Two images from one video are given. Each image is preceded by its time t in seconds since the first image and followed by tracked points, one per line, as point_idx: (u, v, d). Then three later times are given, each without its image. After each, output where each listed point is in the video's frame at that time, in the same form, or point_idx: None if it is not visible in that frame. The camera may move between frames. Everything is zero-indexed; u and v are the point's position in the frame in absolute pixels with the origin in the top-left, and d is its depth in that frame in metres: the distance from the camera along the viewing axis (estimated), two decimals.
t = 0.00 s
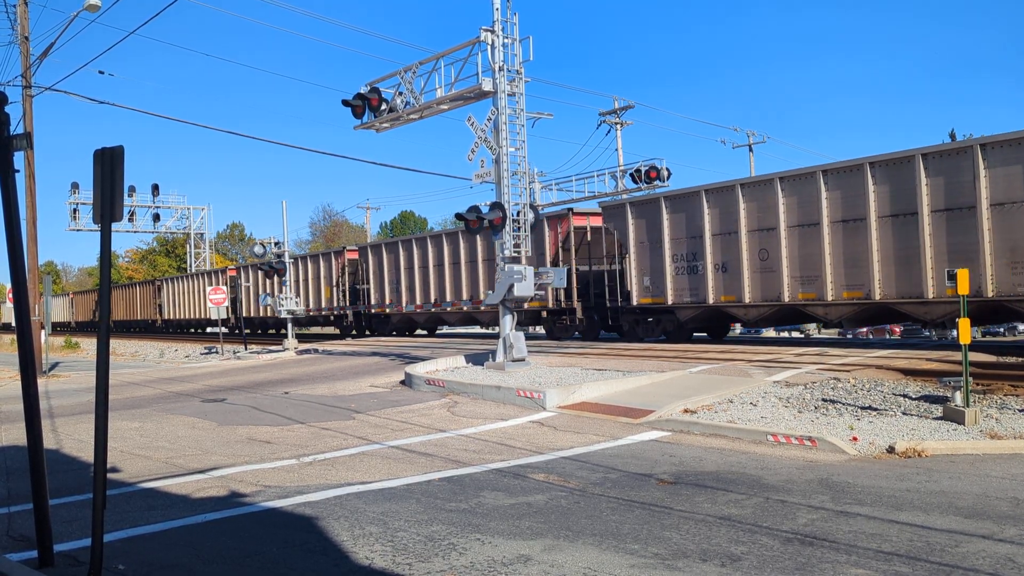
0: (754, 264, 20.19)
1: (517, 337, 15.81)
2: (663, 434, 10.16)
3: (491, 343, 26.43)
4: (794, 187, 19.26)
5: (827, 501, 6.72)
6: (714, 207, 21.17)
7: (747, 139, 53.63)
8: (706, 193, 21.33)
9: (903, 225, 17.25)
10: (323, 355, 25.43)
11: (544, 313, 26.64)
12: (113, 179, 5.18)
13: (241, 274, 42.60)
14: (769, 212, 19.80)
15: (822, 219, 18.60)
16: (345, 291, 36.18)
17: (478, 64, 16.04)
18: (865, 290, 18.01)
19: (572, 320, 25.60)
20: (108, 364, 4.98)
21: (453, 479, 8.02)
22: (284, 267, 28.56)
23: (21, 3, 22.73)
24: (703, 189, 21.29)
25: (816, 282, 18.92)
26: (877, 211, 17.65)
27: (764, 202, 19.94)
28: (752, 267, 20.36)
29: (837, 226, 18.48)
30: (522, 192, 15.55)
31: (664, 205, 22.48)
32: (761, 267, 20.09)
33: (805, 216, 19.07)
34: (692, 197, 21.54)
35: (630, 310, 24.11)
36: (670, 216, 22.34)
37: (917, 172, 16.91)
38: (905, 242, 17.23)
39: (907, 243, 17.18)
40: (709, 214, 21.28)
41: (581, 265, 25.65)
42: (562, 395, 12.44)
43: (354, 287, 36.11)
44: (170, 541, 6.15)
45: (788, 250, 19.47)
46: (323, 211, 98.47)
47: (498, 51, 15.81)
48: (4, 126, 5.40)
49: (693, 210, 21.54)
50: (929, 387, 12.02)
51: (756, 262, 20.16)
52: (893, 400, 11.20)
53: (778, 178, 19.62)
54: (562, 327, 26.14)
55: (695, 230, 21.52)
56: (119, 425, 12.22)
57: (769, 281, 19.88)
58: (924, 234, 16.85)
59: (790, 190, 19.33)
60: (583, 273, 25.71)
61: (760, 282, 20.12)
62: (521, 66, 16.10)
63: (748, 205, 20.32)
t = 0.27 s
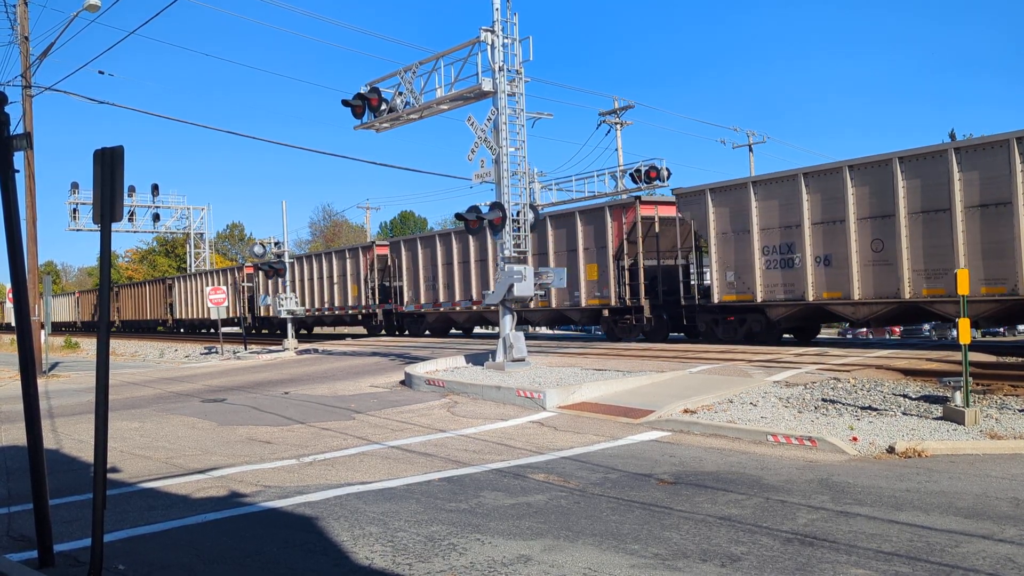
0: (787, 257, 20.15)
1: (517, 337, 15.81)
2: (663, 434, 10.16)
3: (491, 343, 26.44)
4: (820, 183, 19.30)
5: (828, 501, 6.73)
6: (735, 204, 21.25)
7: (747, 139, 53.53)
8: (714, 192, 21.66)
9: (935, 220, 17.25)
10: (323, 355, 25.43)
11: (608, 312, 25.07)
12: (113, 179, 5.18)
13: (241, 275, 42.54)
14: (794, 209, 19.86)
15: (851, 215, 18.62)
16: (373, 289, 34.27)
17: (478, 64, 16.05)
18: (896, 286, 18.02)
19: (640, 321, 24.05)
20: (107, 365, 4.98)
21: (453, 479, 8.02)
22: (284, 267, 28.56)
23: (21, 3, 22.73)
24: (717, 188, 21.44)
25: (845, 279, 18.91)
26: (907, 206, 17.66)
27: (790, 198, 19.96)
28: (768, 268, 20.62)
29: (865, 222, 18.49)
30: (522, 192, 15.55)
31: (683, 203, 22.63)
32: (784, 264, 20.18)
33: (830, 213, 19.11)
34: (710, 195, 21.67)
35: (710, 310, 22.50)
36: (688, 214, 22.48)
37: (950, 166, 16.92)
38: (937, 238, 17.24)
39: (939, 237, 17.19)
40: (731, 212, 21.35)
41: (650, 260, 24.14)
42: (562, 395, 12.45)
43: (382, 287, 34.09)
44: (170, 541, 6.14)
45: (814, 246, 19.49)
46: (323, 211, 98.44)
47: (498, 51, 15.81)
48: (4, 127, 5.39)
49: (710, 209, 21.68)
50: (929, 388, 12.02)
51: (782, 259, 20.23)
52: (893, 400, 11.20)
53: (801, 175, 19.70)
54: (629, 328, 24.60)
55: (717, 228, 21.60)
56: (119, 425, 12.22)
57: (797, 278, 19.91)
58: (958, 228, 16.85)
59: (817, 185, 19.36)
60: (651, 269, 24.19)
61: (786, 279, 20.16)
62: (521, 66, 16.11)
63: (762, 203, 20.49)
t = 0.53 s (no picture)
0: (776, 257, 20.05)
1: (517, 337, 15.80)
2: (663, 434, 10.16)
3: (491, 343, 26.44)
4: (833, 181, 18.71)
5: (827, 501, 6.72)
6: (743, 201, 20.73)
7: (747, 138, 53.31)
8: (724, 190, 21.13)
9: (965, 217, 16.53)
10: (323, 355, 25.41)
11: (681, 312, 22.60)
12: (113, 179, 5.18)
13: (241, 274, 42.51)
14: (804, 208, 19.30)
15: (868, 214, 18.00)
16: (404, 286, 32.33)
17: (479, 64, 16.05)
18: (924, 285, 17.29)
19: (721, 320, 21.43)
20: (107, 365, 4.98)
21: (453, 479, 8.03)
22: (284, 267, 28.56)
23: (21, 4, 22.75)
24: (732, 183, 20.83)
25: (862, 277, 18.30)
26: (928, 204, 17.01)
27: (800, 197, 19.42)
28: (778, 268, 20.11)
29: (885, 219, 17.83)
30: (522, 192, 15.56)
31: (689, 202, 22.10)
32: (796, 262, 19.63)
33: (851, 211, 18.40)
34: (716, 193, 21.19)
35: (805, 308, 19.82)
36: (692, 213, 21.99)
37: (984, 161, 16.14)
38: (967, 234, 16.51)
39: (969, 235, 16.47)
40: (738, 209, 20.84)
41: (731, 253, 22.03)
42: (562, 395, 12.44)
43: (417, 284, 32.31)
44: (169, 541, 6.15)
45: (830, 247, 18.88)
46: (324, 211, 98.43)
47: (498, 51, 15.81)
48: (4, 127, 5.39)
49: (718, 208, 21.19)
50: (929, 388, 12.03)
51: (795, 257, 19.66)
52: (893, 400, 11.21)
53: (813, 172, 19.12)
54: (706, 330, 22.17)
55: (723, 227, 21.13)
56: (120, 425, 12.23)
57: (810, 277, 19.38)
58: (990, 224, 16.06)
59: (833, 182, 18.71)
60: (732, 263, 22.06)
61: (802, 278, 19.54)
62: (521, 66, 16.11)
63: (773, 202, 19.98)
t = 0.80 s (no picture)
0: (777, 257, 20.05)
1: (517, 337, 15.80)
2: (663, 434, 10.16)
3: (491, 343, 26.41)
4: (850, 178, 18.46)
5: (828, 501, 6.72)
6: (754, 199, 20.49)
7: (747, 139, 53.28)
8: (735, 188, 20.83)
9: (989, 214, 16.10)
10: (323, 355, 25.39)
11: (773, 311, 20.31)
12: (113, 179, 5.18)
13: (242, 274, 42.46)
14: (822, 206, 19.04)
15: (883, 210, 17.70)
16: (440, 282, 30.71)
17: (479, 63, 16.04)
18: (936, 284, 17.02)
19: (822, 320, 19.19)
20: (107, 365, 4.97)
21: (453, 479, 8.02)
22: (284, 266, 28.53)
23: (21, 3, 22.73)
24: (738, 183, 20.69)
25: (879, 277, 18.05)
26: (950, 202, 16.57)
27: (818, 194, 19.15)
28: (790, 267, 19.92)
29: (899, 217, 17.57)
30: (522, 192, 15.55)
31: (696, 200, 21.87)
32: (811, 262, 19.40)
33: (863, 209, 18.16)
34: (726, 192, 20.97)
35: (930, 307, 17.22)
36: (701, 212, 21.72)
37: (1005, 157, 15.79)
38: (990, 233, 16.09)
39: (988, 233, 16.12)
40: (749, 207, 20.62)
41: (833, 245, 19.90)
42: (562, 395, 12.44)
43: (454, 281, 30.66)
44: (170, 541, 6.14)
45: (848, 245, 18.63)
46: (324, 211, 98.37)
47: (498, 51, 15.81)
48: (5, 127, 5.38)
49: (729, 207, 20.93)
50: (929, 388, 12.02)
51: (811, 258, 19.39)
52: (893, 400, 11.20)
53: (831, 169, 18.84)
54: (801, 331, 19.85)
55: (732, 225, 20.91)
56: (120, 425, 12.21)
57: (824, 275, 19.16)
58: (1015, 224, 15.66)
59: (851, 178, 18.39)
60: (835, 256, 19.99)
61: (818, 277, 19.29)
62: (521, 66, 16.10)
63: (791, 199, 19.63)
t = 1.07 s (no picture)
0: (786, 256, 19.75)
1: (517, 337, 15.79)
2: (663, 434, 10.15)
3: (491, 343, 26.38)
4: (854, 177, 18.31)
5: (828, 501, 6.71)
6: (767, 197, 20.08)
7: (748, 139, 53.22)
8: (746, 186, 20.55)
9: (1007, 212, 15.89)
10: (323, 355, 25.37)
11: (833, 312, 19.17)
12: (113, 178, 5.18)
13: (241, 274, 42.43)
14: (825, 204, 18.86)
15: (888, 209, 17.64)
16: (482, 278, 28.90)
17: (479, 63, 16.05)
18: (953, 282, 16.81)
19: (952, 319, 16.64)
20: (107, 364, 4.97)
21: (453, 479, 8.01)
22: (284, 266, 28.50)
23: (21, 3, 22.72)
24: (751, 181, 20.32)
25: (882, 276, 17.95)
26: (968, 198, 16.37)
27: (821, 192, 18.97)
28: (802, 268, 19.54)
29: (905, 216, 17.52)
30: (522, 192, 15.56)
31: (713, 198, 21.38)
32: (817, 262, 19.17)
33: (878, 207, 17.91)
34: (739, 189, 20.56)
35: None
36: (717, 209, 21.24)
37: None
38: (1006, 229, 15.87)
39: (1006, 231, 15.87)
40: (762, 206, 20.19)
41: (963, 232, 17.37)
42: (562, 395, 12.44)
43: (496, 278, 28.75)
44: (169, 541, 6.14)
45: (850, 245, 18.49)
46: (324, 211, 98.31)
47: (498, 51, 15.81)
48: (4, 126, 5.38)
49: (739, 204, 20.60)
50: (929, 387, 12.01)
51: (814, 259, 19.24)
52: (893, 400, 11.19)
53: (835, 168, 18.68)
54: (922, 332, 17.30)
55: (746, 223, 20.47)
56: (119, 425, 12.20)
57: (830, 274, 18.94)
58: None
59: (856, 177, 18.26)
60: (966, 246, 17.42)
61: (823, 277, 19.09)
62: (521, 66, 16.10)
63: (791, 199, 19.50)
